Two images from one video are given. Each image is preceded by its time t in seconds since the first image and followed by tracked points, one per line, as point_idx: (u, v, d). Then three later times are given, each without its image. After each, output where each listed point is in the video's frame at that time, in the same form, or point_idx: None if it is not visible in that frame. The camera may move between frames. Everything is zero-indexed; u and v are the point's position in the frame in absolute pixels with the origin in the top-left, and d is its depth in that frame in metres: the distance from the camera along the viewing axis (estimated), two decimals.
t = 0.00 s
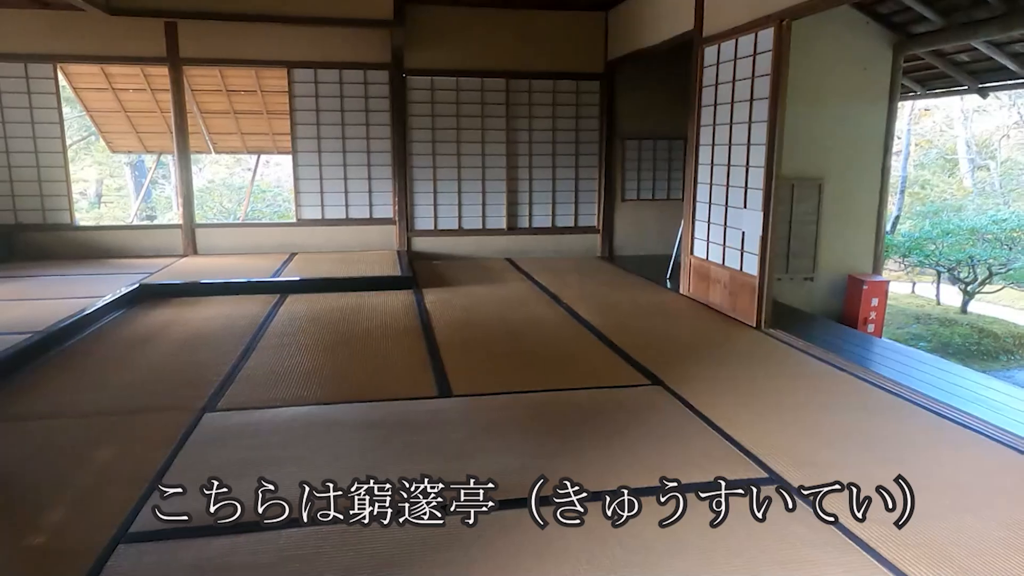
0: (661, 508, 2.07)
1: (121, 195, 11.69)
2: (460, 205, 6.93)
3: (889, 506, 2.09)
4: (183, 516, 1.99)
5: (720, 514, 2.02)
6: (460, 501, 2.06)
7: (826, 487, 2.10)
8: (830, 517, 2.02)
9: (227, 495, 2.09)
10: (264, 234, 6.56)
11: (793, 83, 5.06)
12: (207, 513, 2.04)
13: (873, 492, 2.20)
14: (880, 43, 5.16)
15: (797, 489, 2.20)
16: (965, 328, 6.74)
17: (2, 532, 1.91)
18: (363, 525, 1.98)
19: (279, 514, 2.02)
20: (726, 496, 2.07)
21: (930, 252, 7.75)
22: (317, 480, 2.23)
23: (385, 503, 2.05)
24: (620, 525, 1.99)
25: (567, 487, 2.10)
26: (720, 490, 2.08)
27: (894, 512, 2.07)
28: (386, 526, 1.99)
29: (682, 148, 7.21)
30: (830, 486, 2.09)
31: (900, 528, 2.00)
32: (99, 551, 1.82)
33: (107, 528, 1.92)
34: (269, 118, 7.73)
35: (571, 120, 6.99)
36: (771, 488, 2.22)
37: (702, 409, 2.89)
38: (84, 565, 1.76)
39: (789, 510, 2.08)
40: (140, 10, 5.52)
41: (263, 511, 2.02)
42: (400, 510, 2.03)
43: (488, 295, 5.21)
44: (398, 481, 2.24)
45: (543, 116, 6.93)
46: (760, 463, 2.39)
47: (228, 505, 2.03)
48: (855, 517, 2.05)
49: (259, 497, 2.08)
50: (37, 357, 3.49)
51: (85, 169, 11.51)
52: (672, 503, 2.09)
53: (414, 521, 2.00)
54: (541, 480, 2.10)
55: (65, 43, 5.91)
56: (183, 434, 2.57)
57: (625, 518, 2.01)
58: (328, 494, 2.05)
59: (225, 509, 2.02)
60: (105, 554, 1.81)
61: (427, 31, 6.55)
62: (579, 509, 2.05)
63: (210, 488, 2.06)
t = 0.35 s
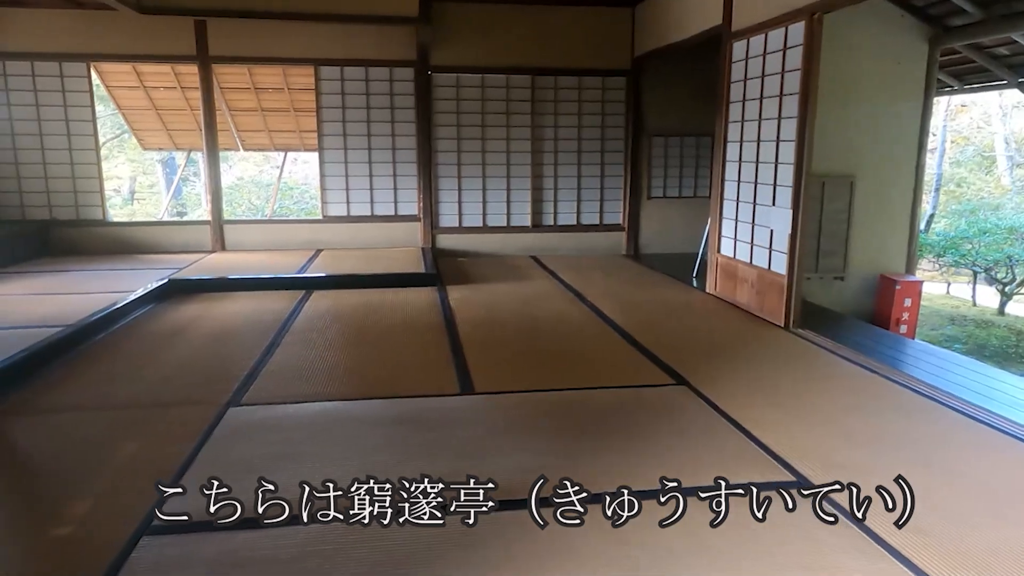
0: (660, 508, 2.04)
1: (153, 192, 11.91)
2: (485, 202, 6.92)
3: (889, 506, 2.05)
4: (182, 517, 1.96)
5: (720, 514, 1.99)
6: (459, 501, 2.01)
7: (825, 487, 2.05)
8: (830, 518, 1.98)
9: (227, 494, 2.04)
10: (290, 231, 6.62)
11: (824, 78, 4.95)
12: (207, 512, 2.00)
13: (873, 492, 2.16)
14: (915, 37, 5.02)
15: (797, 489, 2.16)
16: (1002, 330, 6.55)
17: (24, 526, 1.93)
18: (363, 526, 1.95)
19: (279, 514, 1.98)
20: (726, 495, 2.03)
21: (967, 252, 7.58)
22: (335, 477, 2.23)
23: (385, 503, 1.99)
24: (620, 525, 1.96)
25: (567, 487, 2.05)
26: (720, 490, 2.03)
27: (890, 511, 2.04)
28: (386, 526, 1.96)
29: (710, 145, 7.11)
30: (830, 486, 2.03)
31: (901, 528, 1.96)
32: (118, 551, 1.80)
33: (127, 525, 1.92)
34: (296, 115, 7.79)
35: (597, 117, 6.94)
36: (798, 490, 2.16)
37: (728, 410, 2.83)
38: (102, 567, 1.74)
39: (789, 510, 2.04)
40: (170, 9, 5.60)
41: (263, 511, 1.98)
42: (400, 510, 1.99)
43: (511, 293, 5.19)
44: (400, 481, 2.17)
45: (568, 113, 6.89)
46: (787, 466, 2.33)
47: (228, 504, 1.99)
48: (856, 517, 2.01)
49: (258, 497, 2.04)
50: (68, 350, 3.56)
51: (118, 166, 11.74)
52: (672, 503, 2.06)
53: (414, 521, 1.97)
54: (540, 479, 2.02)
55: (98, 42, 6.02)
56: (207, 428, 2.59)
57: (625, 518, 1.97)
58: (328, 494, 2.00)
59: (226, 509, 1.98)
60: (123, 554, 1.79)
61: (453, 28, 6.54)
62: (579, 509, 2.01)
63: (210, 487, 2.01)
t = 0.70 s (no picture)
0: (660, 508, 2.04)
1: (195, 189, 12.20)
2: (519, 201, 6.91)
3: (888, 506, 2.04)
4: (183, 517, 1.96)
5: (720, 514, 1.97)
6: (459, 501, 2.01)
7: (826, 487, 2.04)
8: (831, 517, 1.97)
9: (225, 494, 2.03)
10: (327, 228, 6.72)
11: (867, 75, 4.82)
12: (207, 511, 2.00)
13: (873, 492, 2.15)
14: (963, 33, 4.86)
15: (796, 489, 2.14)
16: None
17: (63, 516, 1.98)
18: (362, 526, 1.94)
19: (279, 514, 1.97)
20: (726, 496, 2.01)
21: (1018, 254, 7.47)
22: (364, 473, 2.25)
23: (385, 503, 2.00)
24: (620, 525, 1.95)
25: (567, 486, 2.04)
26: (721, 490, 2.02)
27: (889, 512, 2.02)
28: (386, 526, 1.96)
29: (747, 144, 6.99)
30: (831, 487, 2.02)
31: (901, 528, 1.95)
32: (148, 552, 1.80)
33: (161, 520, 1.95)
34: (333, 114, 7.91)
35: (633, 116, 6.88)
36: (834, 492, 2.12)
37: (762, 414, 2.79)
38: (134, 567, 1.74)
39: (789, 509, 2.03)
40: (212, 11, 5.73)
41: (263, 511, 1.97)
42: (400, 510, 1.99)
43: (544, 292, 5.19)
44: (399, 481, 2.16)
45: (603, 111, 6.84)
46: (822, 471, 2.28)
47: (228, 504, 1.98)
48: (855, 517, 1.99)
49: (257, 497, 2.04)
50: (111, 343, 3.67)
51: (161, 164, 12.05)
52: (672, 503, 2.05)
53: (414, 521, 1.96)
54: (540, 479, 2.02)
55: (143, 44, 6.19)
56: (243, 422, 2.65)
57: (626, 518, 1.97)
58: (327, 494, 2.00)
59: (226, 508, 1.97)
60: (153, 555, 1.79)
61: (488, 27, 6.55)
62: (579, 509, 2.01)
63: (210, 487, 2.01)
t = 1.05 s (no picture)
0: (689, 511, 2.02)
1: (248, 187, 12.54)
2: (564, 199, 6.91)
3: (889, 506, 2.03)
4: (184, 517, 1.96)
5: (720, 515, 1.97)
6: (458, 501, 1.99)
7: (826, 487, 2.03)
8: (831, 518, 1.96)
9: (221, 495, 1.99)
10: (374, 226, 6.84)
11: (926, 72, 4.67)
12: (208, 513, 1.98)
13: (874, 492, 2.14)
14: None
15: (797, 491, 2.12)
16: None
17: (122, 502, 2.06)
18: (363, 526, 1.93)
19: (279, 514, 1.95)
20: (726, 496, 2.01)
21: None
22: (407, 467, 2.29)
23: (385, 503, 1.98)
24: (620, 525, 1.95)
25: (567, 487, 2.02)
26: (721, 490, 2.01)
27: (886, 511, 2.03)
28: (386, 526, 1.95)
29: (798, 143, 6.84)
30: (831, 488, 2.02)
31: (900, 528, 1.95)
32: (193, 551, 1.81)
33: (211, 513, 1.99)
34: (381, 114, 8.04)
35: (680, 114, 6.80)
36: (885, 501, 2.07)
37: (809, 419, 2.73)
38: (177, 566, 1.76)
39: (789, 510, 2.03)
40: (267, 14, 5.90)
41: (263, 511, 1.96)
42: (400, 509, 1.97)
43: (587, 291, 5.18)
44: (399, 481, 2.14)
45: (650, 110, 6.78)
46: (872, 478, 2.23)
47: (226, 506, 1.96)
48: (855, 517, 1.99)
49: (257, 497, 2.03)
50: (169, 334, 3.82)
51: (216, 162, 12.44)
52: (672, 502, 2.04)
53: (415, 521, 1.95)
54: (541, 479, 2.01)
55: (202, 46, 6.40)
56: (293, 413, 2.73)
57: (625, 518, 1.96)
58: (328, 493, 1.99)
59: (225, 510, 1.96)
60: (197, 555, 1.80)
61: (535, 26, 6.57)
62: (579, 509, 2.00)
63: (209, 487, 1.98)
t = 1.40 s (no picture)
0: (747, 517, 1.99)
1: (311, 184, 12.87)
2: (623, 199, 6.87)
3: (889, 506, 2.03)
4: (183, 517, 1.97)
5: (720, 514, 1.97)
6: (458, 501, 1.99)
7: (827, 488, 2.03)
8: (831, 518, 1.96)
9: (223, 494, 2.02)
10: (433, 224, 6.95)
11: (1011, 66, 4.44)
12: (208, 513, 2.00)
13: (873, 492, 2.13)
14: None
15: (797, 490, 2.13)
16: None
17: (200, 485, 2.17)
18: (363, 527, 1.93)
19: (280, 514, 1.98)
20: (726, 496, 2.00)
21: None
22: (469, 461, 2.33)
23: (385, 503, 1.97)
24: (620, 525, 1.95)
25: (567, 487, 2.01)
26: (721, 490, 2.01)
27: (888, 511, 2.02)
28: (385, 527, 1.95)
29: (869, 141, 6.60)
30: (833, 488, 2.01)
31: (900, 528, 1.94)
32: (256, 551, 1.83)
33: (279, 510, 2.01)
34: (442, 113, 8.15)
35: (744, 113, 6.67)
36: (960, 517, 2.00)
37: (879, 426, 2.65)
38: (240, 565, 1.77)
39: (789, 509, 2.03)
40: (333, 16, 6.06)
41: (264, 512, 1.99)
42: (400, 509, 1.97)
43: (645, 292, 5.13)
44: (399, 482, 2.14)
45: (713, 108, 6.66)
46: (947, 490, 2.15)
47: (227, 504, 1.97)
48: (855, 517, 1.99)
49: (258, 496, 2.04)
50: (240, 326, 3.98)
51: (283, 161, 12.85)
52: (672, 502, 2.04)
53: (415, 520, 1.94)
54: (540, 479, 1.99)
55: (272, 49, 6.63)
56: (358, 405, 2.81)
57: (626, 518, 1.96)
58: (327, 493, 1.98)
59: (225, 509, 1.97)
60: (260, 556, 1.82)
61: (596, 25, 6.55)
62: (579, 508, 1.99)
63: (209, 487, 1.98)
